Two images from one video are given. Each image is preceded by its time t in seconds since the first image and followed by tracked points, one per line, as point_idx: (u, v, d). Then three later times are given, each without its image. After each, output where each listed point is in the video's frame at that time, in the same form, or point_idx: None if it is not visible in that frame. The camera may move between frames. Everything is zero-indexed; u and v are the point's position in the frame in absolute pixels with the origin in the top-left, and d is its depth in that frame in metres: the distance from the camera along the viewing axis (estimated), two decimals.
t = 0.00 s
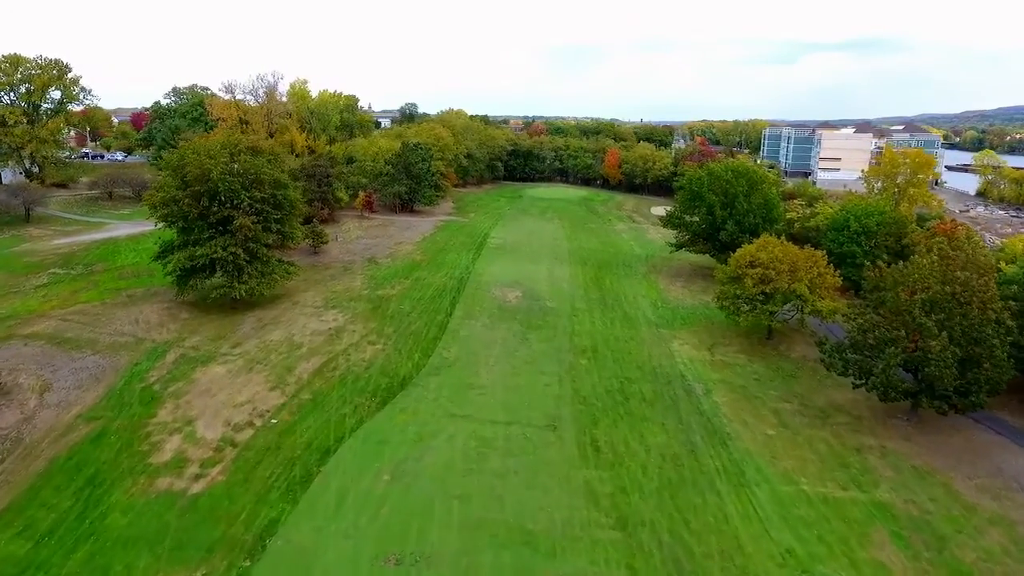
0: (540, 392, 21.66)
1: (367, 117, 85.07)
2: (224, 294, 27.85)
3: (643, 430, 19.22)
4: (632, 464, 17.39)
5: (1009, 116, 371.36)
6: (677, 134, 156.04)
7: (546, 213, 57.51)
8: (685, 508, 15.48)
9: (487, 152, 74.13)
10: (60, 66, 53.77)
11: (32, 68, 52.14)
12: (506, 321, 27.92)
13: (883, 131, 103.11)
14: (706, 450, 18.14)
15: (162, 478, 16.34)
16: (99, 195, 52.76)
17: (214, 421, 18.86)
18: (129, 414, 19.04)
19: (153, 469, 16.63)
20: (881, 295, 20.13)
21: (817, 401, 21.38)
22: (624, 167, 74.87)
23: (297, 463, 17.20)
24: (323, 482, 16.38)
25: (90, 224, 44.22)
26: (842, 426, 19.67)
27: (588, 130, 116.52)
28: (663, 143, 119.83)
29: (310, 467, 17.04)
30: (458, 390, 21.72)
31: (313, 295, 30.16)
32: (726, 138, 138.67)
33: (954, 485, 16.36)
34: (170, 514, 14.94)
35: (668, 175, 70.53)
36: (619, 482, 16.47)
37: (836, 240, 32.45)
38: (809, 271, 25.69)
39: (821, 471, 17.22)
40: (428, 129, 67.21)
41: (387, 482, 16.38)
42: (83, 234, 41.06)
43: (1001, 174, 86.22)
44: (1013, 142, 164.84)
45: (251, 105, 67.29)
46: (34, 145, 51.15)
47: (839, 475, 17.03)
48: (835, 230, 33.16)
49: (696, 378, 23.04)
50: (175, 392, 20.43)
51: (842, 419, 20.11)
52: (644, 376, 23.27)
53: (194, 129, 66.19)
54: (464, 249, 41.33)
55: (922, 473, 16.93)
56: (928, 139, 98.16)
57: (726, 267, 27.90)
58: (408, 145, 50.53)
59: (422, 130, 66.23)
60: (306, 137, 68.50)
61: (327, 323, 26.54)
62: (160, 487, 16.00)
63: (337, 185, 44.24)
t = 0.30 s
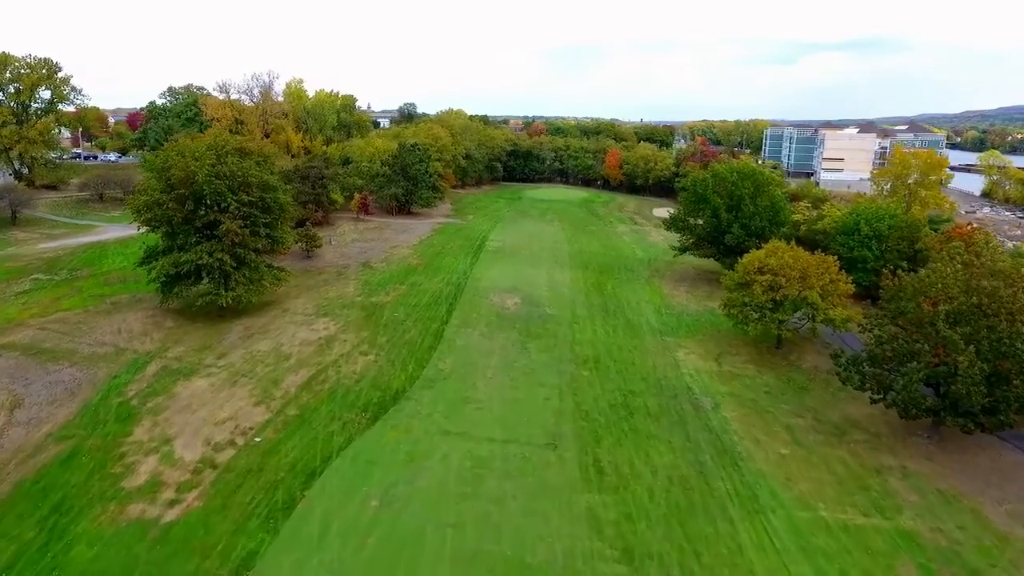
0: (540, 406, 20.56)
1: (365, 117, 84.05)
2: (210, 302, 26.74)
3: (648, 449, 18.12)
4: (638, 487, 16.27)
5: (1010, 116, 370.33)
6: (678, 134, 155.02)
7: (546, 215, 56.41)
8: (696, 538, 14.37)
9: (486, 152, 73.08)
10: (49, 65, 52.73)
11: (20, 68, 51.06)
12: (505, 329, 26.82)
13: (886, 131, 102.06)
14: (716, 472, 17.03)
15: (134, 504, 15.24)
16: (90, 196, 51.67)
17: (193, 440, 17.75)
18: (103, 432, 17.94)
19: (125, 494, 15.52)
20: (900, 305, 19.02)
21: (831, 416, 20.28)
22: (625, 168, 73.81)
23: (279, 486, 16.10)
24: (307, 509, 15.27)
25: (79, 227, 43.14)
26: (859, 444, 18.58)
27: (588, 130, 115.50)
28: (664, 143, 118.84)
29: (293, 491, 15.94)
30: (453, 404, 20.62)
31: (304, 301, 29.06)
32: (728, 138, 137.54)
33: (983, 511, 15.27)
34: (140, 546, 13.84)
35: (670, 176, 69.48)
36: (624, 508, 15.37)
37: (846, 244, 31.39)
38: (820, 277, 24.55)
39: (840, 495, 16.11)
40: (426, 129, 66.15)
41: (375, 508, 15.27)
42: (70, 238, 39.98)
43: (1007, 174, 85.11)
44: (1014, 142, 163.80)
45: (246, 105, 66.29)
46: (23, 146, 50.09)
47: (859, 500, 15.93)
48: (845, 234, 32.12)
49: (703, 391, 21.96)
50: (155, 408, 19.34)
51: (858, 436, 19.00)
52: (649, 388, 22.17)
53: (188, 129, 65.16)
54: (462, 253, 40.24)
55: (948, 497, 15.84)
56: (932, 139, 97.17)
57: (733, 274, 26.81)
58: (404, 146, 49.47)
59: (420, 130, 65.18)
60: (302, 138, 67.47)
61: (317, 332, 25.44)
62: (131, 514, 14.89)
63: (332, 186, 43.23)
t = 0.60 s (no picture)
0: (539, 422, 19.46)
1: (362, 117, 82.99)
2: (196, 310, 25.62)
3: (655, 470, 17.02)
4: (644, 514, 15.16)
5: (1012, 116, 369.15)
6: (679, 134, 153.94)
7: (546, 217, 55.32)
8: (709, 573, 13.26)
9: (486, 152, 72.04)
10: (39, 64, 51.65)
11: (9, 67, 49.96)
12: (503, 338, 25.73)
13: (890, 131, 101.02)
14: (727, 496, 15.93)
15: (102, 533, 14.13)
16: (79, 198, 50.55)
17: (169, 461, 16.64)
18: (75, 452, 16.84)
19: (93, 523, 14.41)
20: (921, 316, 17.93)
21: (848, 433, 19.19)
22: (626, 168, 72.78)
23: (260, 513, 15.00)
24: (288, 539, 14.15)
25: (67, 230, 42.04)
26: (878, 465, 17.49)
27: (589, 130, 114.49)
28: (665, 143, 117.86)
29: (274, 518, 14.83)
30: (448, 420, 19.52)
31: (295, 309, 27.97)
32: (729, 138, 136.44)
33: (1016, 541, 14.18)
34: None
35: (672, 176, 68.44)
36: (630, 538, 14.26)
37: (857, 249, 30.36)
38: (833, 285, 23.42)
39: (861, 522, 15.02)
40: (424, 129, 65.08)
41: (362, 538, 14.17)
42: (56, 241, 38.90)
43: (1012, 175, 84.01)
44: (1017, 142, 162.71)
45: (241, 105, 65.28)
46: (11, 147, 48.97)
47: (882, 527, 14.82)
48: (856, 238, 31.11)
49: (711, 405, 20.87)
50: (131, 425, 18.23)
51: (877, 456, 17.92)
52: (654, 402, 21.08)
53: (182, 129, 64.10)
54: (460, 257, 39.14)
55: (977, 525, 14.74)
56: (936, 139, 96.18)
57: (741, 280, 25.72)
58: (401, 146, 48.41)
59: (417, 130, 64.10)
60: (298, 138, 66.42)
61: (307, 341, 24.35)
62: (97, 545, 13.78)
63: (326, 188, 42.22)
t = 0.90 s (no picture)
0: (538, 440, 18.35)
1: (360, 117, 81.93)
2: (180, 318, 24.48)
3: (662, 494, 15.88)
4: (652, 545, 14.04)
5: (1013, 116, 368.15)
6: (679, 134, 152.85)
7: (546, 219, 54.22)
8: None
9: (485, 153, 70.98)
10: (28, 63, 50.47)
11: None
12: (500, 348, 24.64)
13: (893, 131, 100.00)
14: (740, 524, 14.82)
15: (63, 569, 13.02)
16: (69, 200, 49.42)
17: (142, 485, 15.53)
18: (41, 476, 15.74)
19: (54, 556, 13.29)
20: (946, 328, 16.84)
21: (866, 452, 18.08)
22: (627, 169, 71.75)
23: (237, 544, 13.89)
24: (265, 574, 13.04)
25: (54, 233, 40.91)
26: (901, 488, 16.38)
27: (589, 129, 113.45)
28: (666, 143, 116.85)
29: (252, 550, 13.73)
30: (442, 438, 18.40)
31: (284, 317, 26.85)
32: (730, 138, 135.33)
33: None
34: None
35: (673, 177, 67.41)
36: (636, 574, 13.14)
37: (869, 253, 29.35)
38: (847, 292, 22.30)
39: (886, 554, 13.90)
40: (422, 129, 63.98)
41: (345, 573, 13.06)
42: (42, 244, 37.77)
43: (1019, 175, 82.89)
44: (1019, 142, 161.58)
45: (236, 105, 64.25)
46: None
47: (909, 560, 13.70)
48: (867, 242, 30.10)
49: (720, 422, 19.76)
50: (104, 445, 17.12)
51: (899, 478, 16.80)
52: (660, 418, 19.96)
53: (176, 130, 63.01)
54: (457, 261, 38.05)
55: (1012, 558, 13.64)
56: (940, 139, 95.16)
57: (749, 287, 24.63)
58: (398, 147, 47.31)
59: (415, 130, 63.04)
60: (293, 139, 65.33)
61: (295, 352, 23.22)
62: None
63: (320, 190, 41.24)
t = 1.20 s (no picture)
0: (538, 460, 17.25)
1: (357, 117, 80.77)
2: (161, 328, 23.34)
3: (670, 522, 14.78)
4: None
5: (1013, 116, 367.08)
6: (680, 134, 151.72)
7: (545, 221, 53.14)
8: None
9: (483, 153, 69.90)
10: (16, 62, 49.34)
11: None
12: (498, 359, 23.54)
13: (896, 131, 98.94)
14: (755, 556, 13.71)
15: None
16: (57, 202, 48.27)
17: (110, 514, 14.41)
18: (3, 502, 14.64)
19: None
20: (974, 343, 15.74)
21: (886, 474, 16.99)
22: (628, 170, 70.69)
23: None
24: None
25: (39, 236, 39.78)
26: (926, 514, 15.29)
27: (589, 129, 112.42)
28: (667, 143, 115.83)
29: None
30: (435, 458, 17.30)
31: (273, 327, 25.76)
32: (732, 138, 134.27)
33: None
34: None
35: (675, 178, 66.36)
36: None
37: (881, 259, 28.25)
38: (862, 301, 21.13)
39: None
40: (419, 129, 62.81)
41: None
42: (26, 248, 36.64)
43: None
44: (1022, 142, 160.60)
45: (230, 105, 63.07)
46: None
47: None
48: (879, 247, 29.02)
49: (730, 439, 18.67)
50: (72, 467, 16.00)
51: (923, 503, 15.71)
52: (666, 435, 18.87)
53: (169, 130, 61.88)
54: (454, 265, 36.97)
55: None
56: (945, 138, 94.10)
57: (759, 295, 23.52)
58: (394, 148, 46.19)
59: (412, 130, 61.96)
60: (288, 139, 64.20)
61: (283, 363, 22.11)
62: None
63: (313, 191, 40.26)
